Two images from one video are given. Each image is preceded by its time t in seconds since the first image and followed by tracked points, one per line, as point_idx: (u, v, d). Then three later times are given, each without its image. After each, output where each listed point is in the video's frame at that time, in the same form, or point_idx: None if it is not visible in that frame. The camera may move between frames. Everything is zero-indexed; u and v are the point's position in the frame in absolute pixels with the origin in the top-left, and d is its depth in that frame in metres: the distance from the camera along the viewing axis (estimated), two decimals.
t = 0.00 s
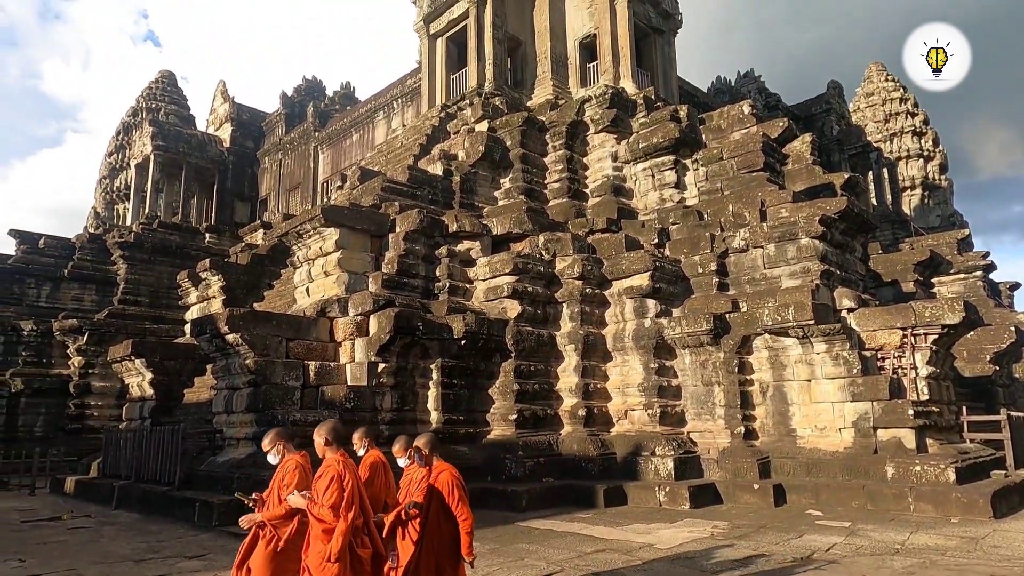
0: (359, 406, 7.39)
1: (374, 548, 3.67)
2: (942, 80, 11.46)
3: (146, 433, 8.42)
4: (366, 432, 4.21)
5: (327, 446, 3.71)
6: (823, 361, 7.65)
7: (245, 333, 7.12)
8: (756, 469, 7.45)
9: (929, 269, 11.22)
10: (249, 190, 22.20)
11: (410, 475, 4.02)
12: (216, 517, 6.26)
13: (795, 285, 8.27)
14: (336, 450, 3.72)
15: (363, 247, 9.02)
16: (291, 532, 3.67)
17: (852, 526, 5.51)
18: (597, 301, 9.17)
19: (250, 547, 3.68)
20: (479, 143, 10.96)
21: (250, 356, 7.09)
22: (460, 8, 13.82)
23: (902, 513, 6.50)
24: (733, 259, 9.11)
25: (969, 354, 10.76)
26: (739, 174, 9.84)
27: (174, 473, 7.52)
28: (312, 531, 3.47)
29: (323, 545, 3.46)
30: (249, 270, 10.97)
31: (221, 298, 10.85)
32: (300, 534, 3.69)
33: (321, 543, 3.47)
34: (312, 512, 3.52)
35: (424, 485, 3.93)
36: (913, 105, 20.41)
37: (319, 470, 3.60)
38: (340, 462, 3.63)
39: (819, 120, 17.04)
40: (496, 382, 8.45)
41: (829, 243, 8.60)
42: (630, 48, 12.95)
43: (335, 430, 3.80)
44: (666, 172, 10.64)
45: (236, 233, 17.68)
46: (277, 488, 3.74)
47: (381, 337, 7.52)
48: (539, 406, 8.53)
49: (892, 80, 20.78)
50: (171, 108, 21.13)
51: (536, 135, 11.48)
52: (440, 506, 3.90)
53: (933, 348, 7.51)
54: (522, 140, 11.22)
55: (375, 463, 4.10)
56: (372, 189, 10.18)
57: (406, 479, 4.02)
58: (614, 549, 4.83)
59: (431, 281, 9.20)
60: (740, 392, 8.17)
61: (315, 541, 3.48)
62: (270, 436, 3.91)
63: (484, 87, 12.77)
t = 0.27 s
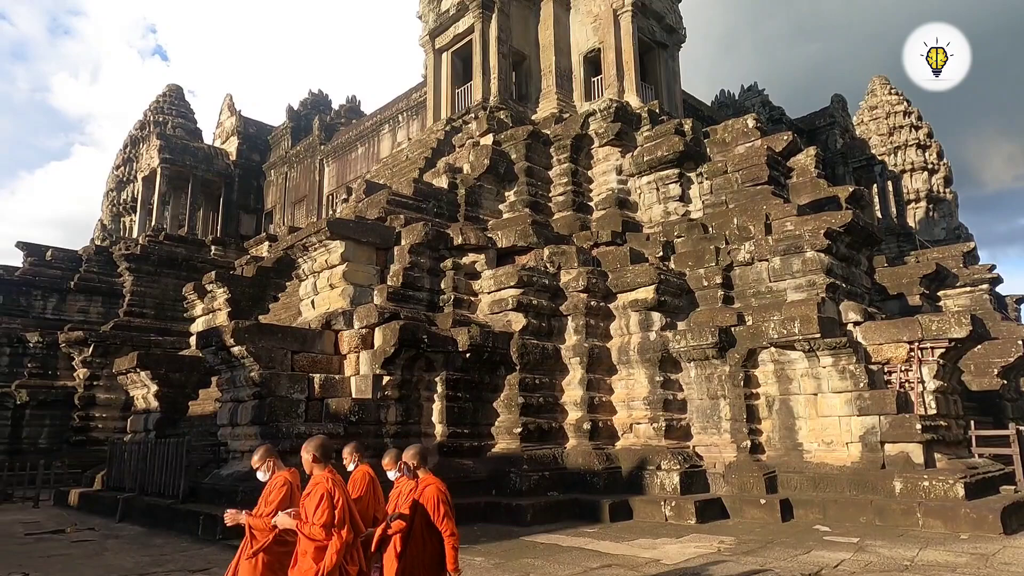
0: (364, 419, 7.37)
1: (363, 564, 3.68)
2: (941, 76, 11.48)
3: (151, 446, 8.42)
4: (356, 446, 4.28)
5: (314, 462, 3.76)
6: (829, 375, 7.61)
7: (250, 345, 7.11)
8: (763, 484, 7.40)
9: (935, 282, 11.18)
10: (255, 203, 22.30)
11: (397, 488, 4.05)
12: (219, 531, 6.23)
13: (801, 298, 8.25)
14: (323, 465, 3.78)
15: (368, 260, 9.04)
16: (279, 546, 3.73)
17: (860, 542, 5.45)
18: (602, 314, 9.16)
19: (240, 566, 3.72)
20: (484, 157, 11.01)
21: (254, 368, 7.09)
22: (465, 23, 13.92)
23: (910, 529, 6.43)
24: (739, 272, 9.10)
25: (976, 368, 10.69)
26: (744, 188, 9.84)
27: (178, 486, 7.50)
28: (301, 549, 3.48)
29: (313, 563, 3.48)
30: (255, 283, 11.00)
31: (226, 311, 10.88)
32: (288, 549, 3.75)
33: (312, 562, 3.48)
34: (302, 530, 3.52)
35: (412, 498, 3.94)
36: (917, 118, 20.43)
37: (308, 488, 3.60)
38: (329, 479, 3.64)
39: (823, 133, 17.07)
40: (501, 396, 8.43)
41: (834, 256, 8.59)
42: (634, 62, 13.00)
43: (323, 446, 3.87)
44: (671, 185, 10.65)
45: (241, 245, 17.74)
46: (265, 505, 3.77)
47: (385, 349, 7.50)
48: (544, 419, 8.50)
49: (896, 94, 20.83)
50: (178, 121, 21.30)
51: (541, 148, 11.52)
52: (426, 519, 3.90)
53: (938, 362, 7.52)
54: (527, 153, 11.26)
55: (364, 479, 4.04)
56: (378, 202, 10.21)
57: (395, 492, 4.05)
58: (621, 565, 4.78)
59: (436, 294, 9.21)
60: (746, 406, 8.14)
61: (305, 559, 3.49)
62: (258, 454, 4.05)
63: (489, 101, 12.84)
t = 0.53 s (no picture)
0: (367, 432, 7.35)
1: None
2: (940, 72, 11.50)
3: (154, 458, 8.40)
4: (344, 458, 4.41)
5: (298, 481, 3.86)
6: (835, 389, 7.58)
7: (254, 358, 7.11)
8: (769, 499, 7.34)
9: (941, 296, 11.14)
10: (260, 215, 22.39)
11: (386, 501, 4.07)
12: (222, 545, 6.20)
13: (806, 311, 8.23)
14: (307, 484, 3.88)
15: (373, 272, 9.06)
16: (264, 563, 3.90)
17: (867, 558, 5.41)
18: (606, 327, 9.14)
19: None
20: (489, 170, 11.05)
21: (259, 381, 7.09)
22: (470, 38, 14.03)
23: (918, 545, 6.36)
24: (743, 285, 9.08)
25: (983, 381, 10.62)
26: (748, 201, 9.85)
27: (181, 499, 7.47)
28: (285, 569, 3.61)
29: None
30: (259, 295, 11.02)
31: (231, 323, 10.90)
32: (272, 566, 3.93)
33: None
34: (287, 551, 3.64)
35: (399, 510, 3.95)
36: (920, 131, 20.46)
37: (293, 509, 3.70)
38: (314, 500, 3.73)
39: (826, 146, 17.11)
40: (505, 409, 8.41)
41: (839, 269, 8.58)
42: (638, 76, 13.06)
43: (306, 464, 3.95)
44: (674, 198, 10.67)
45: (246, 257, 17.78)
46: (252, 523, 3.95)
47: (389, 362, 7.49)
48: (548, 432, 8.47)
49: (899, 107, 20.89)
50: (185, 135, 21.47)
51: (545, 162, 11.57)
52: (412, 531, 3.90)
53: (946, 376, 7.44)
54: (531, 166, 11.31)
55: (351, 491, 4.19)
56: (383, 215, 10.24)
57: (384, 504, 4.07)
58: None
59: (440, 307, 9.21)
60: (752, 420, 8.10)
61: None
62: (243, 472, 4.18)
63: (493, 115, 12.91)
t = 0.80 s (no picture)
0: (370, 445, 7.33)
1: None
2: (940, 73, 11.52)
3: (157, 471, 8.38)
4: (332, 471, 4.43)
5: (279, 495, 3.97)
6: (840, 403, 7.55)
7: (258, 370, 7.11)
8: (775, 514, 7.28)
9: (946, 309, 11.10)
10: (264, 228, 22.48)
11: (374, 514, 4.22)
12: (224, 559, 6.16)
13: (810, 324, 8.20)
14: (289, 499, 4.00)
15: (376, 285, 9.07)
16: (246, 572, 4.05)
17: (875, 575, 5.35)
18: (610, 340, 9.13)
19: None
20: (493, 184, 11.09)
21: (262, 394, 7.08)
22: (473, 52, 14.10)
23: (926, 561, 6.30)
24: (747, 298, 9.06)
25: (989, 396, 10.55)
26: (751, 214, 9.87)
27: (183, 512, 7.44)
28: None
29: None
30: (263, 307, 11.04)
31: (234, 336, 10.91)
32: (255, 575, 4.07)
33: None
34: (267, 565, 3.74)
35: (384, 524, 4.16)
36: (923, 145, 20.50)
37: (274, 525, 3.80)
38: (294, 515, 3.85)
39: (829, 160, 17.15)
40: (508, 422, 8.39)
41: (843, 282, 8.56)
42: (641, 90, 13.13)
43: (287, 479, 4.07)
44: (678, 212, 10.68)
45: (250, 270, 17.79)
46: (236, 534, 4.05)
47: (393, 375, 7.49)
48: (552, 446, 8.44)
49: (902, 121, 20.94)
50: (190, 148, 21.59)
51: (549, 175, 11.61)
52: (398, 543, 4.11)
53: (952, 390, 7.44)
54: (535, 180, 11.34)
55: (341, 504, 4.27)
56: (387, 228, 10.26)
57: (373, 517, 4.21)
58: None
59: (444, 319, 9.21)
60: (757, 434, 8.06)
61: None
62: (227, 483, 4.33)
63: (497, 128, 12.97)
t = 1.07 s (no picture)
0: (373, 459, 7.30)
1: None
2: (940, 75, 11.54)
3: (159, 484, 8.36)
4: (321, 488, 4.72)
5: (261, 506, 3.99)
6: (845, 417, 7.51)
7: (261, 383, 7.11)
8: (780, 530, 7.22)
9: (950, 322, 11.07)
10: (268, 240, 22.55)
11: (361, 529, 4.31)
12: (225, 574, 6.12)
13: (814, 338, 8.17)
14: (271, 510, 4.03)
15: (380, 298, 9.09)
16: None
17: None
18: (614, 353, 9.11)
19: None
20: (496, 197, 11.12)
21: (265, 407, 7.06)
22: (477, 66, 14.18)
23: None
24: (751, 311, 9.05)
25: (994, 409, 10.49)
26: (754, 228, 9.90)
27: (186, 526, 7.41)
28: None
29: None
30: (267, 320, 11.04)
31: (238, 348, 10.91)
32: None
33: None
34: None
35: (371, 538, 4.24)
36: (925, 158, 20.52)
37: (254, 534, 3.79)
38: (274, 525, 3.84)
39: (832, 173, 17.17)
40: (512, 435, 8.36)
41: (847, 296, 8.55)
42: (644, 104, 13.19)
43: (268, 488, 4.07)
44: (681, 225, 10.68)
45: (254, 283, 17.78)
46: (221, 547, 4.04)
47: (396, 388, 7.49)
48: (555, 460, 8.40)
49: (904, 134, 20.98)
50: (195, 161, 21.70)
51: (552, 189, 11.65)
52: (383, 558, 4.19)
53: (957, 405, 7.37)
54: (538, 193, 11.37)
55: (329, 520, 4.29)
56: (390, 241, 10.29)
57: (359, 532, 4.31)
58: None
59: (447, 332, 9.20)
60: (761, 448, 8.02)
61: None
62: (214, 496, 4.34)
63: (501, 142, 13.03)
